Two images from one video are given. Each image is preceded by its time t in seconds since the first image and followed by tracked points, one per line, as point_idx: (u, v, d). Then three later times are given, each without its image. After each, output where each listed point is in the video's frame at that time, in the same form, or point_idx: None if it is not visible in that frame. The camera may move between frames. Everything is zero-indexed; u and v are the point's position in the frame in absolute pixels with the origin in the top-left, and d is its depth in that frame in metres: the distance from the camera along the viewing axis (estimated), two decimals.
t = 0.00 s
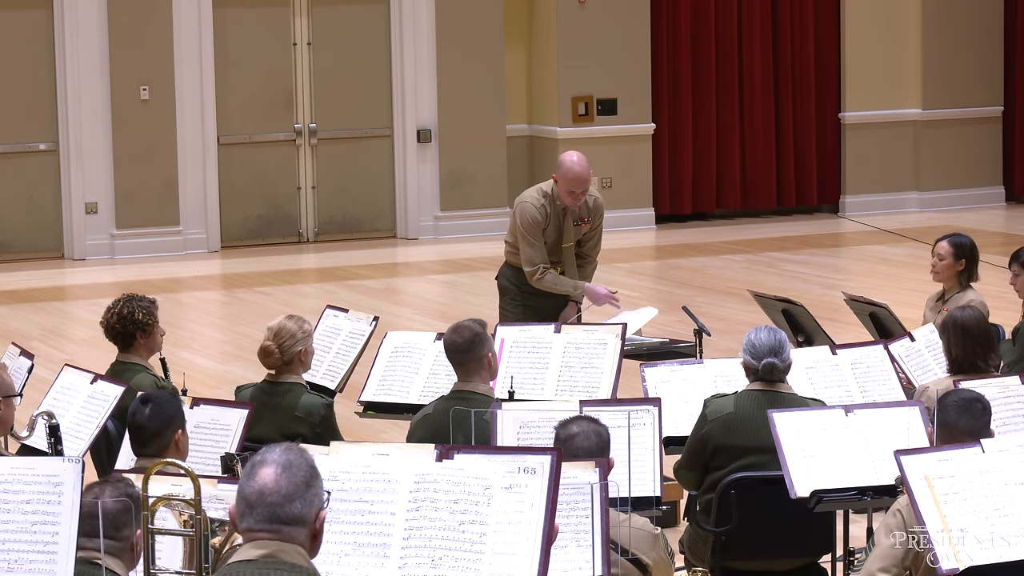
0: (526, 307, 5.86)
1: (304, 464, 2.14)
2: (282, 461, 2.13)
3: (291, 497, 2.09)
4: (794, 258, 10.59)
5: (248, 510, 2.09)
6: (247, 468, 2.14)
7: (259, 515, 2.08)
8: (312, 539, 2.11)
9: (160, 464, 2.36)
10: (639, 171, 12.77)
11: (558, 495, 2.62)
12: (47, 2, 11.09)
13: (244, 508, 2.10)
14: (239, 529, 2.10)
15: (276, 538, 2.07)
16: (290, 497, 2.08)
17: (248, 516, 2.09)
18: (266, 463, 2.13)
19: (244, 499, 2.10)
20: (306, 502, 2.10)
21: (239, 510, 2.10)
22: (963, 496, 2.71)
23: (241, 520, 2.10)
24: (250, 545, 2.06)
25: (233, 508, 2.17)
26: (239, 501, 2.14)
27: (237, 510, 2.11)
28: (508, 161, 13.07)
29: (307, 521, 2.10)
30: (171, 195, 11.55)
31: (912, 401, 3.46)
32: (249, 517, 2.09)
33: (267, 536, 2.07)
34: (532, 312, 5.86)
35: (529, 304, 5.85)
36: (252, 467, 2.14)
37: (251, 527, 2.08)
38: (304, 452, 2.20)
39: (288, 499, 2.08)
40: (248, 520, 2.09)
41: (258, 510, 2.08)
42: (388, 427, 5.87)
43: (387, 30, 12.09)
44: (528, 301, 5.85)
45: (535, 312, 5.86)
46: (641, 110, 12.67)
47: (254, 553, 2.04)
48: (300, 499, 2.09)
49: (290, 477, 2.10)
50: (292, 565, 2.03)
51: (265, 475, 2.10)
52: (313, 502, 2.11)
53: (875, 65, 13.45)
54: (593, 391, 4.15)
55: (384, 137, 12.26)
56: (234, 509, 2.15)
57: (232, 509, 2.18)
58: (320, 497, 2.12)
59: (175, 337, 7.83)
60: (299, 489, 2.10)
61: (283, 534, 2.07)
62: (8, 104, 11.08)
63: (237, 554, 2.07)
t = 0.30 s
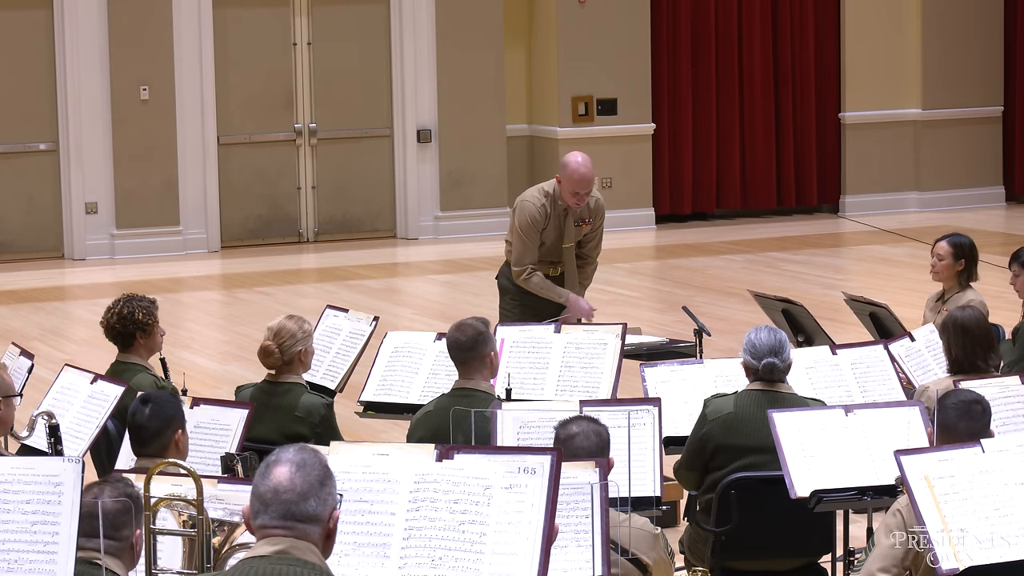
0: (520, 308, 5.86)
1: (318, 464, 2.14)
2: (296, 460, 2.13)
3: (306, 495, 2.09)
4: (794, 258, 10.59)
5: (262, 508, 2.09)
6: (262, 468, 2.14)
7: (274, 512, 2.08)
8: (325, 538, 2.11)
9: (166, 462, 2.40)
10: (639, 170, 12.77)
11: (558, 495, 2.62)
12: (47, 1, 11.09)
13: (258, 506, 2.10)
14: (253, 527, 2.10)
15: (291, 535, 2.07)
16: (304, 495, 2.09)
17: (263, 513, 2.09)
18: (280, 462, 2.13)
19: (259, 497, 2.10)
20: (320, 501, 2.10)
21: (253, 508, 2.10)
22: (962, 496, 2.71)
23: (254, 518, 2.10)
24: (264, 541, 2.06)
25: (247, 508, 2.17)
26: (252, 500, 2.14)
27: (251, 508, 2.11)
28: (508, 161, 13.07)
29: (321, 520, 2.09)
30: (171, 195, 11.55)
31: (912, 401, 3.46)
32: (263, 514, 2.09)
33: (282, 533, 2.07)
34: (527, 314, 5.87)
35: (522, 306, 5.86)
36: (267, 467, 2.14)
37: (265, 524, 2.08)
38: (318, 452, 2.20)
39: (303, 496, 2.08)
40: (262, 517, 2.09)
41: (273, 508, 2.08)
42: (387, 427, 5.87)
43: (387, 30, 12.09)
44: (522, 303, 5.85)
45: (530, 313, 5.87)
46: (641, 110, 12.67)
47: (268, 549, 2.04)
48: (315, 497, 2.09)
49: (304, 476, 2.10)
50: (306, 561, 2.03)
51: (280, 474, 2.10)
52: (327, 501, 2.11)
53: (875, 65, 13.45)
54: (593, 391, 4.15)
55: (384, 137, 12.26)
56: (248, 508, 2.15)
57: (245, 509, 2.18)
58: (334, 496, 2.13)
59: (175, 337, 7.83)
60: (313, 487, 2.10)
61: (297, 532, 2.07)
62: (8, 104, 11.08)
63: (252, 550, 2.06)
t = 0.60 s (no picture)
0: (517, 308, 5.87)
1: (328, 464, 2.14)
2: (307, 460, 2.13)
3: (316, 495, 2.09)
4: (794, 258, 10.59)
5: (272, 506, 2.09)
6: (272, 467, 2.14)
7: (284, 511, 2.07)
8: (335, 538, 2.11)
9: (167, 461, 2.41)
10: (639, 170, 12.77)
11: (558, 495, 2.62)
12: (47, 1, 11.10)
13: (269, 504, 2.09)
14: (263, 525, 2.10)
15: (300, 534, 2.06)
16: (314, 494, 2.09)
17: (272, 512, 2.09)
18: (291, 461, 2.13)
19: (269, 495, 2.10)
20: (329, 500, 2.10)
21: (263, 507, 2.10)
22: (962, 496, 2.71)
23: (264, 517, 2.10)
24: (273, 540, 2.06)
25: (256, 509, 2.16)
26: (262, 499, 2.14)
27: (261, 507, 2.11)
28: (508, 161, 13.07)
29: (330, 520, 2.09)
30: (171, 195, 11.55)
31: (912, 401, 3.46)
32: (273, 513, 2.08)
33: (291, 532, 2.06)
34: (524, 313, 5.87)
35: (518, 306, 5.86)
36: (277, 465, 2.14)
37: (275, 523, 2.08)
38: (327, 453, 2.20)
39: (313, 496, 2.08)
40: (272, 516, 2.09)
41: (283, 507, 2.08)
42: (387, 427, 5.87)
43: (387, 30, 12.09)
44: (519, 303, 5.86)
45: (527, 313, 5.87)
46: (641, 110, 12.67)
47: (277, 547, 2.04)
48: (325, 497, 2.09)
49: (315, 475, 2.11)
50: (315, 560, 2.03)
51: (290, 473, 2.10)
52: (337, 501, 2.11)
53: (875, 65, 13.45)
54: (593, 390, 4.15)
55: (384, 137, 12.26)
56: (257, 508, 2.15)
57: (254, 509, 2.17)
58: (344, 496, 2.13)
59: (175, 337, 7.83)
60: (323, 487, 2.10)
61: (307, 531, 2.07)
62: (8, 104, 11.08)
63: (261, 549, 2.06)
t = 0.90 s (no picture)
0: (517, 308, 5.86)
1: (333, 464, 2.14)
2: (312, 460, 2.13)
3: (322, 494, 2.09)
4: (794, 258, 10.59)
5: (278, 507, 2.09)
6: (277, 468, 2.15)
7: (289, 511, 2.07)
8: (340, 539, 2.11)
9: (168, 460, 2.41)
10: (639, 170, 12.77)
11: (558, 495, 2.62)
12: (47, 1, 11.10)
13: (274, 505, 2.10)
14: (268, 525, 2.10)
15: (305, 534, 2.06)
16: (320, 494, 2.09)
17: (278, 512, 2.09)
18: (296, 462, 2.13)
19: (274, 496, 2.10)
20: (335, 501, 2.10)
21: (268, 507, 2.10)
22: (962, 496, 2.71)
23: (270, 518, 2.10)
24: (278, 540, 2.06)
25: (261, 509, 2.16)
26: (267, 499, 2.14)
27: (266, 507, 2.11)
28: (508, 161, 13.07)
29: (335, 520, 2.09)
30: (171, 195, 11.55)
31: (912, 401, 3.46)
32: (278, 513, 2.08)
33: (296, 532, 2.06)
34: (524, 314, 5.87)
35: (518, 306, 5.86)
36: (282, 467, 2.14)
37: (280, 522, 2.08)
38: (333, 454, 2.20)
39: (319, 495, 2.08)
40: (278, 516, 2.08)
41: (289, 506, 2.08)
42: (387, 427, 5.87)
43: (387, 30, 12.09)
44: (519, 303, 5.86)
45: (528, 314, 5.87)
46: (641, 110, 12.67)
47: (282, 547, 2.04)
48: (331, 497, 2.09)
49: (320, 475, 2.11)
50: (320, 560, 2.02)
51: (296, 473, 2.10)
52: (342, 502, 2.11)
53: (875, 65, 13.45)
54: (593, 391, 4.15)
55: (384, 137, 12.26)
56: (262, 508, 2.15)
57: (258, 509, 2.17)
58: (349, 497, 2.13)
59: (175, 337, 7.83)
60: (329, 487, 2.10)
61: (312, 531, 2.07)
62: (9, 104, 11.08)
63: (265, 549, 2.06)
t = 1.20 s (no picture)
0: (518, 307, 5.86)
1: (334, 464, 2.14)
2: (314, 460, 2.13)
3: (323, 495, 2.09)
4: (794, 258, 10.59)
5: (279, 506, 2.09)
6: (279, 468, 2.14)
7: (290, 511, 2.07)
8: (340, 539, 2.11)
9: (168, 460, 2.41)
10: (639, 170, 12.77)
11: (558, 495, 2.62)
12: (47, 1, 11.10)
13: (275, 505, 2.09)
14: (269, 525, 2.10)
15: (307, 534, 2.06)
16: (321, 494, 2.09)
17: (279, 512, 2.09)
18: (298, 462, 2.13)
19: (276, 496, 2.10)
20: (336, 501, 2.10)
21: (269, 507, 2.10)
22: (962, 496, 2.71)
23: (271, 517, 2.10)
24: (279, 540, 2.06)
25: (262, 510, 2.16)
26: (267, 499, 2.14)
27: (267, 507, 2.11)
28: (508, 161, 13.07)
29: (337, 520, 2.09)
30: (171, 195, 11.55)
31: (912, 401, 3.46)
32: (279, 513, 2.08)
33: (297, 532, 2.06)
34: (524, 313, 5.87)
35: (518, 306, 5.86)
36: (284, 466, 2.14)
37: (281, 522, 2.08)
38: (334, 453, 2.20)
39: (320, 496, 2.08)
40: (279, 515, 2.08)
41: (290, 507, 2.08)
42: (387, 427, 5.87)
43: (387, 31, 12.09)
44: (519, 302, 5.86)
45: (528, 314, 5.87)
46: (641, 110, 12.67)
47: (284, 547, 2.03)
48: (332, 497, 2.10)
49: (322, 475, 2.11)
50: (321, 560, 2.03)
51: (298, 473, 2.10)
52: (343, 502, 2.11)
53: (875, 65, 13.45)
54: (593, 390, 4.15)
55: (384, 137, 12.26)
56: (263, 507, 2.15)
57: (259, 509, 2.17)
58: (351, 498, 2.13)
59: (175, 337, 7.83)
60: (331, 487, 2.10)
61: (313, 531, 2.07)
62: (9, 104, 11.08)
63: (266, 549, 2.06)
